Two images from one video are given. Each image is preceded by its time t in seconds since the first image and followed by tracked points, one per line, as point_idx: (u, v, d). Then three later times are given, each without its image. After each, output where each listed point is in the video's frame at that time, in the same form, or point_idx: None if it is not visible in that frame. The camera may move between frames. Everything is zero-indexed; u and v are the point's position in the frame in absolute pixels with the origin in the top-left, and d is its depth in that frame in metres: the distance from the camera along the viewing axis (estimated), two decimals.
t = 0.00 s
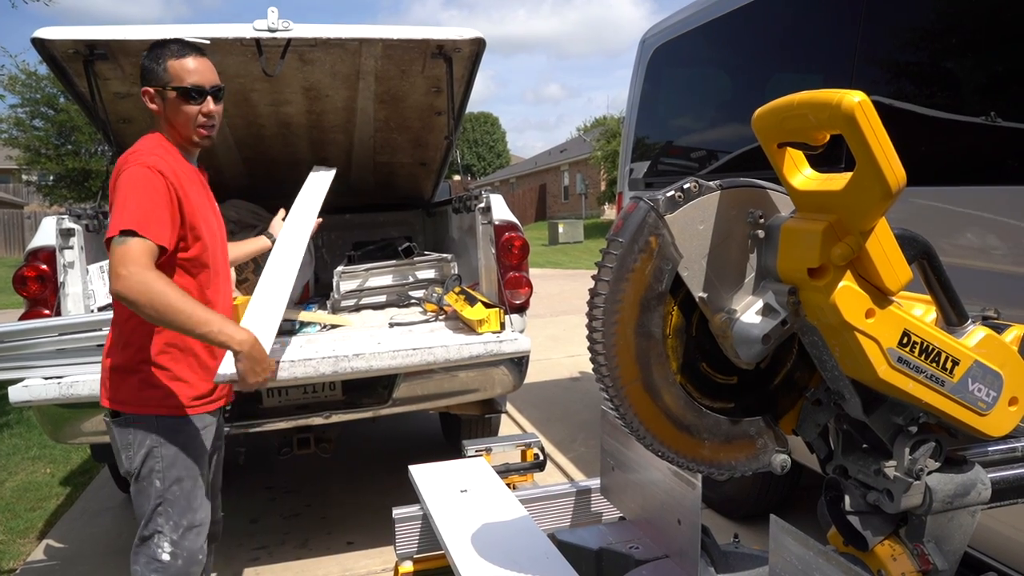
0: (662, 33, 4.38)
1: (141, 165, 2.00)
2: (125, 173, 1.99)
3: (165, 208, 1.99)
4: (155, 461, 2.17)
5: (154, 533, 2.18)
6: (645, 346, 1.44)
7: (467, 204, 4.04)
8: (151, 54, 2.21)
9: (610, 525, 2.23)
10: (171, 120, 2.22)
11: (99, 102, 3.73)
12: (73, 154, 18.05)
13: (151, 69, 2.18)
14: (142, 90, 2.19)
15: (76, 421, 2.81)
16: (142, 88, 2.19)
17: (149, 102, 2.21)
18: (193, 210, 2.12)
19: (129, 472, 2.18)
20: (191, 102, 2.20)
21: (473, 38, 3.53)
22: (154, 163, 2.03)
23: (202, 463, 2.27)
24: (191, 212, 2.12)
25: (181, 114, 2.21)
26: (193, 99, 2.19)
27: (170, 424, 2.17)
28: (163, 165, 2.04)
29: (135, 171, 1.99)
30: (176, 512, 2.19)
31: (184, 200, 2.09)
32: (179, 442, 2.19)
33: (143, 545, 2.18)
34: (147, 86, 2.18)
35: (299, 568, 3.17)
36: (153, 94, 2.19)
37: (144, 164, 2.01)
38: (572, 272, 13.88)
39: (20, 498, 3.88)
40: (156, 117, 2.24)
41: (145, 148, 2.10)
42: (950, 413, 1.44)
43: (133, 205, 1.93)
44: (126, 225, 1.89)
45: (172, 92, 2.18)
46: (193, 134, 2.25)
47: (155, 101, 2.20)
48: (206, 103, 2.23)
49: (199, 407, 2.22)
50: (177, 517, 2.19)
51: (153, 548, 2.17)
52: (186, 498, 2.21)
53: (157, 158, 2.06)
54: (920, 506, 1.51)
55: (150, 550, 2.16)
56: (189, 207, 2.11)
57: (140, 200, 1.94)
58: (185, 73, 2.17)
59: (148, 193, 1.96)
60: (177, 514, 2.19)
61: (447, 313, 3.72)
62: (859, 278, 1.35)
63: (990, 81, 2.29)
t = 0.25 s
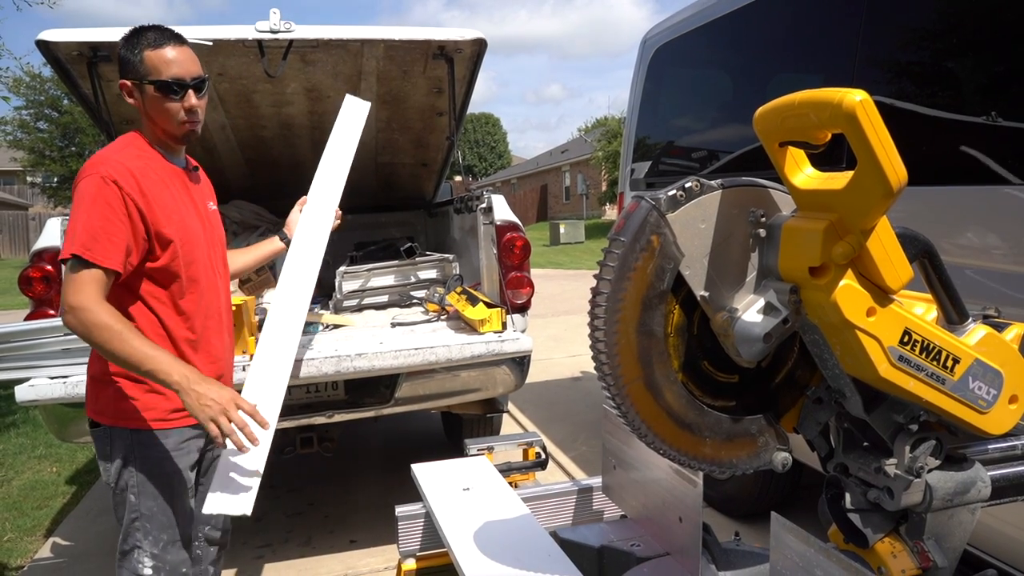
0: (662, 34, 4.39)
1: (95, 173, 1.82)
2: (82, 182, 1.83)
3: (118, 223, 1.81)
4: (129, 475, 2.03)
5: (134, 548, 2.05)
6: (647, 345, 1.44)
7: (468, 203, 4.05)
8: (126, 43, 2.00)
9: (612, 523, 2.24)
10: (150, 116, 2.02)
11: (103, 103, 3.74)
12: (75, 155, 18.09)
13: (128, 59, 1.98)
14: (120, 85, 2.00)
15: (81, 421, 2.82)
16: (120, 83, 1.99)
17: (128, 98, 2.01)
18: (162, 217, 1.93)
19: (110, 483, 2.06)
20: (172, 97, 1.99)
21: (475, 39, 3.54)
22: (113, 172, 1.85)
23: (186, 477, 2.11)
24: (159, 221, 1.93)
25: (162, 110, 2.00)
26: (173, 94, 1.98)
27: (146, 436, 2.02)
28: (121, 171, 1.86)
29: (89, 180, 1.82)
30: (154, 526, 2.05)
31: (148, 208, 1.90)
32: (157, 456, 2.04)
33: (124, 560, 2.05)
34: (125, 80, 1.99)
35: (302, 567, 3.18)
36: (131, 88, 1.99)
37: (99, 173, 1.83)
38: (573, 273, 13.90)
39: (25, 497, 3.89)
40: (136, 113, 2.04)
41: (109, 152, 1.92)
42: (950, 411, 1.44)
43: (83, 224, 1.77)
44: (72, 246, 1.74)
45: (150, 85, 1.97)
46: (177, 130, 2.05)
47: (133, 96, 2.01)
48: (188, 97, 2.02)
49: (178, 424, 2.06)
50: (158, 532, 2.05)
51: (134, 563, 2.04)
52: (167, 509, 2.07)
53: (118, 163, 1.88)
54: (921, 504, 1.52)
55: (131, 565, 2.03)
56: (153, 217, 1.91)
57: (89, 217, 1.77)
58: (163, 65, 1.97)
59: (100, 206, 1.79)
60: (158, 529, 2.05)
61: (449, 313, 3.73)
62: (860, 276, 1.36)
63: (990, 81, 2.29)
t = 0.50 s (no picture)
0: (663, 35, 4.40)
1: (47, 174, 1.73)
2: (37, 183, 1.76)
3: (68, 229, 1.71)
4: (102, 491, 1.98)
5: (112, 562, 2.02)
6: (647, 346, 1.45)
7: (469, 204, 4.06)
8: (99, 30, 1.90)
9: (612, 524, 2.25)
10: (154, 102, 1.92)
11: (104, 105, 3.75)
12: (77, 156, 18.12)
13: (115, 48, 1.88)
14: (110, 74, 1.87)
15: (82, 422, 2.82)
16: (110, 72, 1.87)
17: (121, 88, 1.89)
18: (121, 222, 1.82)
19: (87, 499, 2.03)
20: (175, 74, 1.94)
21: (475, 40, 3.55)
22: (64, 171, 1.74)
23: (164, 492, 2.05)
24: (116, 224, 1.81)
25: (168, 92, 1.93)
26: (176, 71, 1.93)
27: (115, 455, 1.96)
28: (74, 172, 1.75)
29: (41, 182, 1.73)
30: (128, 543, 1.99)
31: (105, 213, 1.79)
32: (130, 474, 1.98)
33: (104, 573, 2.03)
34: (116, 68, 1.87)
35: (302, 567, 3.19)
36: (126, 77, 1.88)
37: (51, 175, 1.74)
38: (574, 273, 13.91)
39: (27, 498, 3.90)
40: (136, 104, 1.92)
41: (70, 150, 1.82)
42: (948, 412, 1.45)
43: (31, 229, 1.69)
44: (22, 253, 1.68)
45: (152, 66, 1.89)
46: (181, 112, 1.98)
47: (129, 85, 1.89)
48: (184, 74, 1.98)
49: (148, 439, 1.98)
50: (134, 548, 2.00)
51: None
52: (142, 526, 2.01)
53: (74, 162, 1.77)
54: (919, 505, 1.52)
55: None
56: (109, 222, 1.80)
57: (37, 223, 1.69)
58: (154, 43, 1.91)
59: (48, 211, 1.70)
60: (134, 545, 2.00)
61: (449, 314, 3.74)
62: (858, 278, 1.37)
63: (989, 82, 2.29)
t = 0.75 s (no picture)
0: (662, 36, 4.41)
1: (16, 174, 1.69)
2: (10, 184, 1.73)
3: (34, 232, 1.66)
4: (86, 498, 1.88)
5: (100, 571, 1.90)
6: (644, 346, 1.46)
7: (468, 206, 4.07)
8: (70, 29, 1.85)
9: (610, 524, 2.26)
10: (131, 97, 1.85)
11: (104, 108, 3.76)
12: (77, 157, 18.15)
13: (89, 43, 1.83)
14: (86, 71, 1.81)
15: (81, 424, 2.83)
16: (84, 69, 1.81)
17: (97, 85, 1.83)
18: (92, 223, 1.75)
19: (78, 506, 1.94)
20: (151, 66, 1.87)
21: (474, 42, 3.56)
22: (31, 172, 1.69)
23: (152, 501, 1.92)
24: (86, 227, 1.74)
25: (146, 84, 1.86)
26: (153, 62, 1.86)
27: (95, 466, 1.86)
28: (42, 171, 1.70)
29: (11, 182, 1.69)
30: (112, 553, 1.87)
31: (76, 214, 1.73)
32: (111, 485, 1.86)
33: None
34: (90, 64, 1.81)
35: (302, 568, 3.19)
36: (100, 71, 1.82)
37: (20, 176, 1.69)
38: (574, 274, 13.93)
39: (27, 499, 3.91)
40: (112, 100, 1.86)
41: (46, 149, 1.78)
42: (943, 411, 1.46)
43: None
44: None
45: (126, 59, 1.83)
46: (162, 106, 1.91)
47: (105, 80, 1.83)
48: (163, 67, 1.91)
49: (128, 452, 1.87)
50: (120, 558, 1.87)
51: None
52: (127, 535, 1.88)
53: (45, 161, 1.72)
54: (915, 504, 1.54)
55: None
56: (78, 222, 1.73)
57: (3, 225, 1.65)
58: (127, 36, 1.85)
59: (15, 213, 1.66)
60: (120, 556, 1.88)
61: (449, 315, 3.75)
62: (853, 278, 1.38)
63: (987, 83, 2.30)
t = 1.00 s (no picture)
0: (666, 36, 4.42)
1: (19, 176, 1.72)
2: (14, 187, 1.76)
3: (36, 233, 1.69)
4: (90, 501, 1.91)
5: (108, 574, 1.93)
6: (645, 346, 1.47)
7: (472, 206, 4.08)
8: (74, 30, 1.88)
9: (612, 522, 2.27)
10: (124, 97, 1.85)
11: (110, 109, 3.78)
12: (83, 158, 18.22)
13: (86, 42, 1.84)
14: (81, 72, 1.83)
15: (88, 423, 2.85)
16: (80, 69, 1.83)
17: (92, 86, 1.85)
18: (93, 224, 1.77)
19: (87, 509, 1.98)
20: (146, 68, 1.85)
21: (478, 42, 3.57)
22: (33, 172, 1.71)
23: (155, 506, 1.93)
24: (88, 227, 1.76)
25: (138, 86, 1.85)
26: (147, 64, 1.85)
27: (98, 471, 1.88)
28: (44, 172, 1.72)
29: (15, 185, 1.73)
30: (115, 556, 1.89)
31: (78, 215, 1.75)
32: (111, 490, 1.88)
33: None
34: (85, 65, 1.83)
35: (308, 567, 3.21)
36: (94, 72, 1.83)
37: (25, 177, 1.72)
38: (577, 275, 13.93)
39: (34, 498, 3.94)
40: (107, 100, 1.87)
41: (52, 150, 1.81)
42: (945, 411, 1.47)
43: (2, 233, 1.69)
44: None
45: (119, 60, 1.83)
46: (158, 109, 1.89)
47: (99, 81, 1.84)
48: (162, 69, 1.89)
49: (128, 458, 1.87)
50: (122, 561, 1.90)
51: None
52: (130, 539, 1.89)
53: (48, 162, 1.74)
54: (916, 503, 1.54)
55: None
56: (80, 223, 1.75)
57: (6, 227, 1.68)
58: (125, 37, 1.84)
59: (18, 214, 1.68)
60: (122, 560, 1.90)
61: (453, 315, 3.76)
62: (854, 279, 1.39)
63: (995, 83, 2.31)
